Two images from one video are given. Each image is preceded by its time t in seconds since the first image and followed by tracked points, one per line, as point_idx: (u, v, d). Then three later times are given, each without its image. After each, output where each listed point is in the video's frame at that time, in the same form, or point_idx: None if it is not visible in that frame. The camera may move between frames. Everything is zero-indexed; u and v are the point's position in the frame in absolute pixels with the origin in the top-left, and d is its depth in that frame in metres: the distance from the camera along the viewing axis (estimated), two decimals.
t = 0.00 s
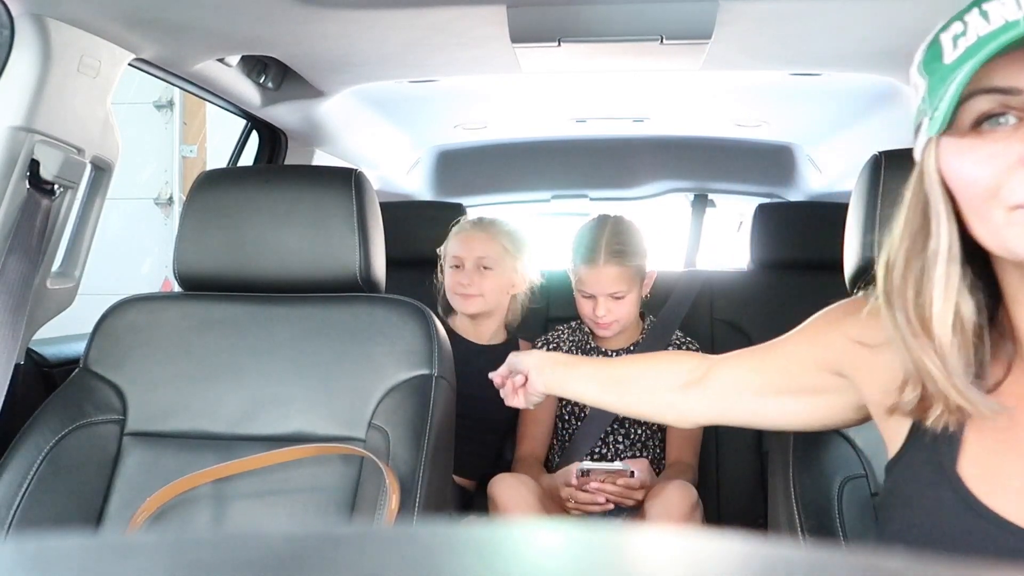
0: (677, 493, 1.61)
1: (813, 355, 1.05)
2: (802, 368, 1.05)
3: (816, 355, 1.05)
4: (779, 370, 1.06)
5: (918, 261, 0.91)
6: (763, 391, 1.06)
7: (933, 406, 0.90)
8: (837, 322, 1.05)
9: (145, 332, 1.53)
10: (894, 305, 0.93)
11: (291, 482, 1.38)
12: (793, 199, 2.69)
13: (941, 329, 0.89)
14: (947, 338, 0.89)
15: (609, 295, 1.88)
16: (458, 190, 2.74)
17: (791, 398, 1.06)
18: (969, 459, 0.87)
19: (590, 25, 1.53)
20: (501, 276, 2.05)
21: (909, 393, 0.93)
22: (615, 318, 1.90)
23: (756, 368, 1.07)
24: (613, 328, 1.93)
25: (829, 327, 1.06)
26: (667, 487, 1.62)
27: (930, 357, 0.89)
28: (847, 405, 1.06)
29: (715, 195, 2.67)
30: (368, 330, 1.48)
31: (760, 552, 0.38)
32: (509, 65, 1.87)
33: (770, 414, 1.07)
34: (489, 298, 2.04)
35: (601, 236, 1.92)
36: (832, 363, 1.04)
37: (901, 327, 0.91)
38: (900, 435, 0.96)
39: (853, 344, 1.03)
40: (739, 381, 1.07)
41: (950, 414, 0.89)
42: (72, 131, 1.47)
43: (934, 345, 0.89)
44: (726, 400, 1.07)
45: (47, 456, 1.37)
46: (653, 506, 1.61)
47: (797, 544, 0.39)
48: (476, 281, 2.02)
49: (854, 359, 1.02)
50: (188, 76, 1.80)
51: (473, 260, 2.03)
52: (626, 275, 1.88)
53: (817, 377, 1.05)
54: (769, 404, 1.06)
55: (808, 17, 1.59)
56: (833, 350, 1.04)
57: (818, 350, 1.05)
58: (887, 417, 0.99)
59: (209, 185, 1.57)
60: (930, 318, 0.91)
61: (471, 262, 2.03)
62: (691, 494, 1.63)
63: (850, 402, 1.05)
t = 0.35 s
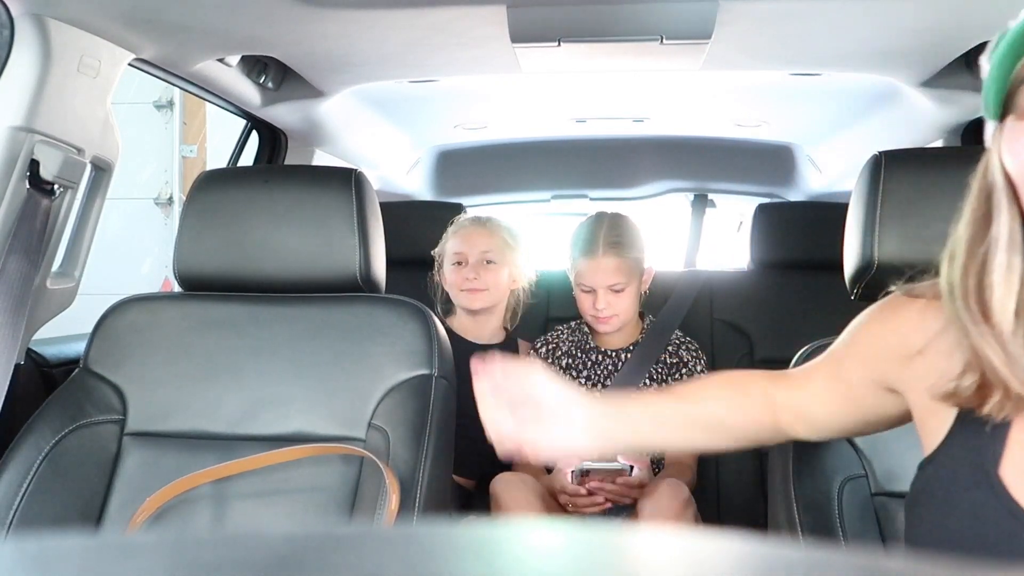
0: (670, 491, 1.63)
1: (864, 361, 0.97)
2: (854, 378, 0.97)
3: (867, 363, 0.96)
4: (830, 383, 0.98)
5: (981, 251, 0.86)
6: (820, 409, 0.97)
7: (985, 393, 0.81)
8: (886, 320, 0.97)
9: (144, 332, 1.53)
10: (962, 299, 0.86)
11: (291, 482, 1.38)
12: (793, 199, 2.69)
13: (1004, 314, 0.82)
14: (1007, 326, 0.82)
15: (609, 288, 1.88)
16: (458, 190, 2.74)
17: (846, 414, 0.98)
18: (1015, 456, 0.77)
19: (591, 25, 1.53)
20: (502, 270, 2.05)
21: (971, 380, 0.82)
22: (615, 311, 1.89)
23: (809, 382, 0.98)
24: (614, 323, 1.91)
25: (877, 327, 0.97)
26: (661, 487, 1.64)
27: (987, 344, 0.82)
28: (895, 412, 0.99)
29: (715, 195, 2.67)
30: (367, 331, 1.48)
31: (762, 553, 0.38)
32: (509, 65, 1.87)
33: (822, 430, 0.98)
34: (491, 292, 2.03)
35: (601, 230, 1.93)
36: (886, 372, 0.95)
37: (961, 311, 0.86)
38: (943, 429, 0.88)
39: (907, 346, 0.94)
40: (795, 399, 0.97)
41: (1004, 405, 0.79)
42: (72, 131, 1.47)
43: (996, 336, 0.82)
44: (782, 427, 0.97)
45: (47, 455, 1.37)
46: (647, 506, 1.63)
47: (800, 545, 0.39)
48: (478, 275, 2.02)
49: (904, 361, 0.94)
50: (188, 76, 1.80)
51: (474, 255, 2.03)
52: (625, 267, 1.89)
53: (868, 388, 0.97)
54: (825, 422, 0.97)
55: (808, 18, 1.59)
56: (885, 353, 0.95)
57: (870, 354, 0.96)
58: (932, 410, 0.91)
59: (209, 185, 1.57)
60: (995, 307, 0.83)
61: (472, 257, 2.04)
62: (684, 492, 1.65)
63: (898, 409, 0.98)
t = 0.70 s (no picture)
0: (654, 486, 1.62)
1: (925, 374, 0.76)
2: (914, 397, 0.76)
3: (926, 375, 0.76)
4: (888, 408, 0.78)
5: None
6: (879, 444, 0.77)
7: None
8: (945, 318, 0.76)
9: (144, 332, 1.53)
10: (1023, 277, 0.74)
11: (291, 482, 1.38)
12: (793, 199, 2.69)
13: None
14: None
15: (610, 262, 1.95)
16: (458, 191, 2.74)
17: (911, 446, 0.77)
18: None
19: (591, 25, 1.53)
20: (503, 270, 2.04)
21: None
22: (617, 287, 1.94)
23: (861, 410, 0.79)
24: (614, 300, 1.95)
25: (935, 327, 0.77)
26: (644, 482, 1.63)
27: None
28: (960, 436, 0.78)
29: (715, 195, 2.67)
30: (367, 331, 1.48)
31: (764, 553, 0.38)
32: (509, 65, 1.87)
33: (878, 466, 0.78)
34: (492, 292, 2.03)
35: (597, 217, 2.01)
36: (944, 380, 0.75)
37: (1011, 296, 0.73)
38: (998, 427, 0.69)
39: (968, 347, 0.73)
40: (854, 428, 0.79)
41: None
42: (72, 131, 1.47)
43: None
44: (832, 469, 0.78)
45: (47, 455, 1.37)
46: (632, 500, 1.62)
47: (802, 545, 0.39)
48: (479, 276, 2.01)
49: (970, 364, 0.73)
50: (188, 76, 1.80)
51: (475, 255, 2.03)
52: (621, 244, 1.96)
53: (930, 408, 0.76)
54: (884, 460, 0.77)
55: (808, 18, 1.59)
56: (945, 364, 0.75)
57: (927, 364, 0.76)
58: (991, 417, 0.71)
59: (209, 184, 1.57)
60: None
61: (473, 257, 2.03)
62: (667, 487, 1.63)
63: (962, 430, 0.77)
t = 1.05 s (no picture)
0: (658, 479, 1.62)
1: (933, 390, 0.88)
2: (923, 412, 0.89)
3: (933, 392, 0.89)
4: (893, 424, 0.92)
5: None
6: (891, 461, 0.91)
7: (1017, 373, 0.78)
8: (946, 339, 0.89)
9: (144, 332, 1.53)
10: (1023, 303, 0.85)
11: (291, 482, 1.38)
12: (793, 199, 2.69)
13: None
14: None
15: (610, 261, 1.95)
16: (458, 190, 2.74)
17: (924, 459, 0.90)
18: None
19: (591, 25, 1.53)
20: (501, 267, 2.04)
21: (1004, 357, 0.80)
22: (618, 284, 1.94)
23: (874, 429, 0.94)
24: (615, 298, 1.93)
25: (943, 350, 0.89)
26: (649, 475, 1.63)
27: None
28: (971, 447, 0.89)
29: (715, 195, 2.67)
30: (367, 330, 1.48)
31: (764, 553, 0.38)
32: (509, 65, 1.87)
33: (894, 482, 0.92)
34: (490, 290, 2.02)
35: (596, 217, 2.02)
36: (952, 398, 0.87)
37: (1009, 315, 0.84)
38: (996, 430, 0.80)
39: (971, 364, 0.85)
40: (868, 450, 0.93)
41: None
42: (72, 131, 1.47)
43: None
44: (850, 482, 0.92)
45: (47, 455, 1.37)
46: (636, 495, 1.63)
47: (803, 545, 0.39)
48: (478, 273, 2.00)
49: (973, 380, 0.85)
50: (188, 76, 1.80)
51: (473, 253, 2.02)
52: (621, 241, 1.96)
53: (939, 424, 0.88)
54: (898, 475, 0.91)
55: (808, 18, 1.59)
56: (953, 381, 0.87)
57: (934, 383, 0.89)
58: (989, 428, 0.81)
59: (209, 184, 1.57)
60: None
61: (472, 255, 2.02)
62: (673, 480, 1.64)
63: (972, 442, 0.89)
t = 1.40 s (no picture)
0: (652, 473, 1.64)
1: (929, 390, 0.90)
2: (920, 411, 0.91)
3: (928, 393, 0.91)
4: (890, 423, 0.93)
5: None
6: (887, 461, 0.92)
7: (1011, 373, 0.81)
8: (940, 341, 0.92)
9: (145, 332, 1.53)
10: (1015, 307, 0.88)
11: (291, 482, 1.38)
12: (793, 199, 2.69)
13: None
14: None
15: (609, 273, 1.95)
16: (458, 191, 2.74)
17: (920, 460, 0.92)
18: None
19: (590, 24, 1.53)
20: (489, 266, 2.03)
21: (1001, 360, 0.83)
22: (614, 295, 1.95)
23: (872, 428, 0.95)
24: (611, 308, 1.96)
25: (936, 351, 0.92)
26: (644, 469, 1.64)
27: None
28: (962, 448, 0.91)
29: (715, 195, 2.66)
30: (368, 331, 1.48)
31: (763, 552, 0.38)
32: (509, 65, 1.87)
33: (891, 482, 0.93)
34: (482, 291, 2.02)
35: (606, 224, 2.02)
36: (946, 400, 0.89)
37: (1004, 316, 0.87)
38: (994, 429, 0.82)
39: (966, 365, 0.88)
40: (864, 449, 0.94)
41: None
42: (72, 131, 1.47)
43: None
44: (851, 482, 0.93)
45: (47, 455, 1.37)
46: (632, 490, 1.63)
47: (805, 545, 0.39)
48: (467, 278, 1.99)
49: (968, 382, 0.87)
50: (188, 76, 1.80)
51: (460, 258, 2.00)
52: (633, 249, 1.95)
53: (934, 424, 0.90)
54: (896, 475, 0.92)
55: (807, 18, 1.59)
56: (948, 380, 0.89)
57: (930, 383, 0.91)
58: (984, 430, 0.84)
59: (209, 184, 1.57)
60: None
61: (457, 261, 2.00)
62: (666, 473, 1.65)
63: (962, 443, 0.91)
